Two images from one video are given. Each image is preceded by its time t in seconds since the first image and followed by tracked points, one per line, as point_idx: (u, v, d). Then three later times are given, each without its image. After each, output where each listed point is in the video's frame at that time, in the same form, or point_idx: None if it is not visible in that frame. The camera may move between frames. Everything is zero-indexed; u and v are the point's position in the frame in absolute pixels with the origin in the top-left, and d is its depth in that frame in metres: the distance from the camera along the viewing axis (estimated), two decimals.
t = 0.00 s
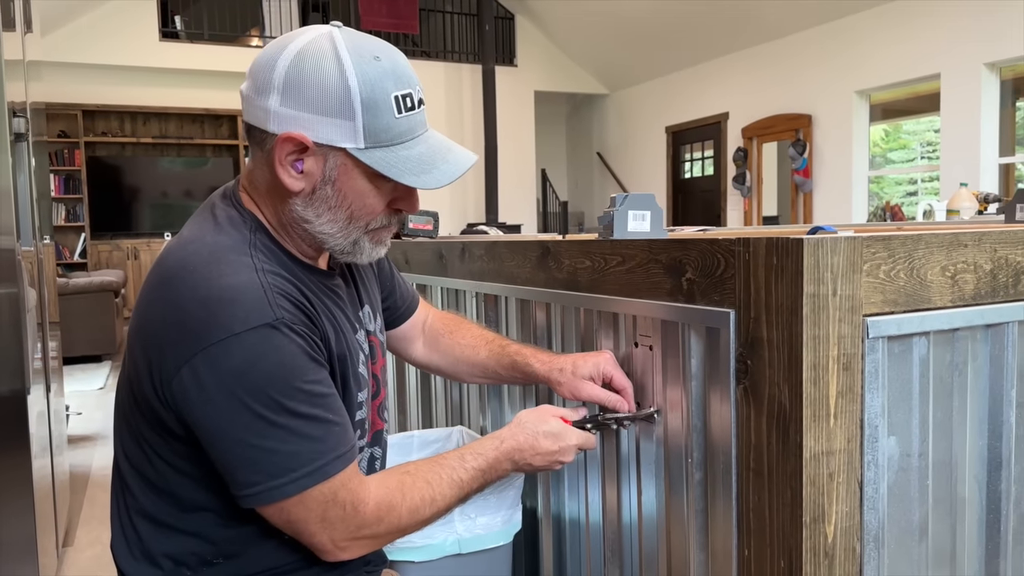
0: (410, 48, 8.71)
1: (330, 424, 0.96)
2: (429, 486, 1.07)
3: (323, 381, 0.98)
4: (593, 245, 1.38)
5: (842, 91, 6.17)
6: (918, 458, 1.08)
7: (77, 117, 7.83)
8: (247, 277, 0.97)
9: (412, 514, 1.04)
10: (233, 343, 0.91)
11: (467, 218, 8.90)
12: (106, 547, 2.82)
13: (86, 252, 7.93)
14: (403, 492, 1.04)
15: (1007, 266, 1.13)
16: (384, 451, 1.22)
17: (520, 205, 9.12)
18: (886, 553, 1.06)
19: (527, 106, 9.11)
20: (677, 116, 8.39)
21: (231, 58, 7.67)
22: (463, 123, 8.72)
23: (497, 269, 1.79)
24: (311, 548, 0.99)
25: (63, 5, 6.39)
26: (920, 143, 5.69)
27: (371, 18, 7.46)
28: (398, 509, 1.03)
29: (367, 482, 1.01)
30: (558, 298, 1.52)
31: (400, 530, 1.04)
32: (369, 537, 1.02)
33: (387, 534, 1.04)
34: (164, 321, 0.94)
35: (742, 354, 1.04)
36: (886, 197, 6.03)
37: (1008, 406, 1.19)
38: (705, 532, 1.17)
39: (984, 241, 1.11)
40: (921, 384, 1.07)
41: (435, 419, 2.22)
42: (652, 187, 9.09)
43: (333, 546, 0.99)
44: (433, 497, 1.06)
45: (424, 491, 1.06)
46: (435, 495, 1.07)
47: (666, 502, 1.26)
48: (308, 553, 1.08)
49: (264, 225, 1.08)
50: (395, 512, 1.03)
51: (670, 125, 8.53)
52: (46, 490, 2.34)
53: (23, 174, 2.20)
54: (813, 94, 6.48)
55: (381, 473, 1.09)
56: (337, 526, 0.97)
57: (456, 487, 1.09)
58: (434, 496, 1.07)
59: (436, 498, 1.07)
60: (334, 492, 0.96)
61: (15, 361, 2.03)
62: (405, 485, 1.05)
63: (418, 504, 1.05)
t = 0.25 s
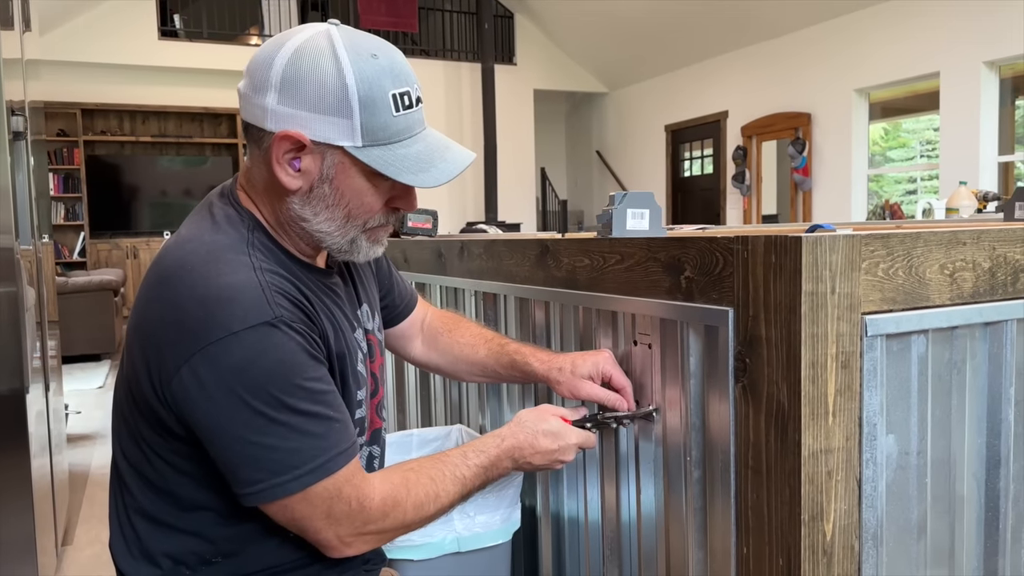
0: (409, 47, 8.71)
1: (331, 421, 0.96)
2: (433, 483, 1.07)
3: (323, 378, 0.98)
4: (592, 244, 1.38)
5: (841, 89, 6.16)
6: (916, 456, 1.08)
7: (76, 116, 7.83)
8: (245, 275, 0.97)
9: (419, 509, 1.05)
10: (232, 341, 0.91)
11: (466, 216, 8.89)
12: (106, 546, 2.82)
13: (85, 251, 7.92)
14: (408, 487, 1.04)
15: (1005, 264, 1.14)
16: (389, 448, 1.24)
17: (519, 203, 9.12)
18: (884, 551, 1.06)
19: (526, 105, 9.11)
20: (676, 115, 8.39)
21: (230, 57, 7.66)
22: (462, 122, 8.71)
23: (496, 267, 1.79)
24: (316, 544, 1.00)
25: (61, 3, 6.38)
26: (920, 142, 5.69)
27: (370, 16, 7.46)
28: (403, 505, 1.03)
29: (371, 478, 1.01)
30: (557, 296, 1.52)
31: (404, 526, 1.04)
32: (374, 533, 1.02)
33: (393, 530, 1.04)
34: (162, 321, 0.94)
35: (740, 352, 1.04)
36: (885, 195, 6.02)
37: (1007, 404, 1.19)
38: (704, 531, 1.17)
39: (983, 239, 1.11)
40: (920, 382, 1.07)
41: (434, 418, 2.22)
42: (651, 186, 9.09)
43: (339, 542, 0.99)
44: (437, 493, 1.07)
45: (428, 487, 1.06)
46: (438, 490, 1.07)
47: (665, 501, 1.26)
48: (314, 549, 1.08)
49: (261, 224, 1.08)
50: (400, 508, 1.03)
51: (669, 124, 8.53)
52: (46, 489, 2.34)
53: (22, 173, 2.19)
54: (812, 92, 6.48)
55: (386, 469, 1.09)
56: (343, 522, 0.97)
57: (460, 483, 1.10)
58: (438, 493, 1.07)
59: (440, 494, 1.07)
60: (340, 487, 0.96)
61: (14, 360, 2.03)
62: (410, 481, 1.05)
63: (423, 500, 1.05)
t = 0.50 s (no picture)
0: (409, 46, 8.70)
1: (332, 418, 0.96)
2: (437, 480, 1.07)
3: (323, 376, 0.98)
4: (592, 242, 1.38)
5: (841, 88, 6.16)
6: (916, 454, 1.08)
7: (76, 115, 7.83)
8: (244, 274, 0.97)
9: (424, 505, 1.05)
10: (233, 340, 0.91)
11: (466, 215, 8.89)
12: (106, 544, 2.82)
13: (85, 250, 7.92)
14: (412, 484, 1.05)
15: (1005, 262, 1.14)
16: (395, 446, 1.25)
17: (519, 202, 9.12)
18: (884, 549, 1.06)
19: (526, 103, 9.10)
20: (676, 114, 8.39)
21: (229, 56, 7.65)
22: (462, 120, 8.71)
23: (496, 266, 1.79)
24: (321, 540, 1.00)
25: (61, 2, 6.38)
26: (920, 141, 5.69)
27: (370, 15, 7.46)
28: (407, 501, 1.03)
29: (375, 474, 1.01)
30: (557, 295, 1.52)
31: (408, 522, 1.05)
32: (379, 529, 1.02)
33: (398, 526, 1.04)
34: (162, 320, 0.94)
35: (740, 350, 1.04)
36: (885, 194, 6.03)
37: (1007, 402, 1.19)
38: (704, 529, 1.17)
39: (983, 237, 1.11)
40: (919, 380, 1.07)
41: (434, 416, 2.22)
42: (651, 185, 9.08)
43: (343, 538, 0.99)
44: (441, 490, 1.07)
45: (432, 483, 1.06)
46: (442, 487, 1.07)
47: (665, 499, 1.26)
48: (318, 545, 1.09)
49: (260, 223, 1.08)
50: (405, 504, 1.03)
51: (669, 123, 8.53)
52: (46, 488, 2.34)
53: (21, 172, 2.19)
54: (811, 91, 6.47)
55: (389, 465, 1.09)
56: (347, 518, 0.97)
57: (463, 480, 1.10)
58: (442, 489, 1.07)
59: (444, 490, 1.07)
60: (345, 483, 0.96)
61: (14, 359, 2.03)
62: (413, 478, 1.06)
63: (427, 496, 1.05)
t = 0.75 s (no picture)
0: (408, 44, 8.70)
1: (332, 416, 0.96)
2: (437, 477, 1.08)
3: (323, 373, 0.98)
4: (593, 241, 1.38)
5: (840, 87, 6.16)
6: (916, 452, 1.08)
7: (75, 113, 7.82)
8: (244, 273, 0.97)
9: (425, 501, 1.05)
10: (233, 339, 0.91)
11: (465, 214, 8.89)
12: (106, 543, 2.82)
13: (85, 248, 7.92)
14: (412, 482, 1.05)
15: (1005, 261, 1.14)
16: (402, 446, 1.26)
17: (518, 201, 9.12)
18: (884, 547, 1.06)
19: (526, 102, 9.10)
20: (676, 112, 8.39)
21: (228, 54, 7.65)
22: (461, 119, 8.71)
23: (496, 265, 1.79)
24: (322, 538, 1.00)
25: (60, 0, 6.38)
26: (919, 139, 5.70)
27: (370, 14, 7.45)
28: (409, 498, 1.03)
29: (375, 472, 1.02)
30: (558, 293, 1.52)
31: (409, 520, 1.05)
32: (380, 526, 1.02)
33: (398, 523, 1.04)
34: (162, 319, 0.94)
35: (740, 349, 1.04)
36: (885, 193, 6.03)
37: (1007, 400, 1.19)
38: (704, 528, 1.17)
39: (983, 235, 1.11)
40: (920, 378, 1.07)
41: (434, 415, 2.22)
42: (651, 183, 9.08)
43: (344, 535, 0.99)
44: (442, 487, 1.07)
45: (432, 481, 1.07)
46: (442, 484, 1.07)
47: (664, 497, 1.26)
48: (318, 543, 1.09)
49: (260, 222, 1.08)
50: (405, 502, 1.03)
51: (668, 121, 8.53)
52: (46, 486, 2.34)
53: (21, 170, 2.19)
54: (811, 90, 6.47)
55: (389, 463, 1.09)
56: (348, 516, 0.97)
57: (463, 477, 1.10)
58: (442, 487, 1.07)
59: (444, 487, 1.08)
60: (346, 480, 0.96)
61: (14, 357, 2.03)
62: (414, 475, 1.06)
63: (427, 493, 1.06)
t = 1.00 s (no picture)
0: (408, 43, 8.69)
1: (335, 414, 0.96)
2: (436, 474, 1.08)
3: (325, 371, 0.98)
4: (593, 239, 1.37)
5: (840, 86, 6.16)
6: (916, 450, 1.08)
7: (75, 112, 7.82)
8: (246, 270, 0.97)
9: (424, 499, 1.05)
10: (235, 336, 0.91)
11: (465, 212, 8.88)
12: (106, 542, 2.82)
13: (84, 247, 7.91)
14: (411, 480, 1.05)
15: (1006, 258, 1.14)
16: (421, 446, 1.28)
17: (518, 199, 9.11)
18: (884, 545, 1.06)
19: (525, 101, 9.09)
20: (675, 111, 8.39)
21: (228, 53, 7.64)
22: (461, 118, 8.70)
23: (496, 263, 1.79)
24: (321, 535, 1.00)
25: None
26: (919, 138, 5.70)
27: (369, 12, 7.44)
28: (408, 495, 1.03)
29: (375, 470, 1.02)
30: (557, 291, 1.51)
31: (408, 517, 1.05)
32: (379, 524, 1.02)
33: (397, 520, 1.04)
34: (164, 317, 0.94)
35: (741, 347, 1.04)
36: (885, 191, 6.03)
37: (1007, 399, 1.19)
38: (704, 525, 1.17)
39: (983, 233, 1.11)
40: (920, 377, 1.07)
41: (434, 414, 2.22)
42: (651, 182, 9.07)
43: (343, 533, 0.99)
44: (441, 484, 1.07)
45: (431, 479, 1.07)
46: (442, 482, 1.07)
47: (664, 495, 1.26)
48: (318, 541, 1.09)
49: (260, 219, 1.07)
50: (403, 499, 1.03)
51: (668, 120, 8.53)
52: (46, 485, 2.34)
53: (20, 169, 2.19)
54: (811, 89, 6.47)
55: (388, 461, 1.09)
56: (348, 513, 0.97)
57: (462, 475, 1.10)
58: (442, 485, 1.07)
59: (443, 485, 1.08)
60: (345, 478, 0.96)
61: (14, 356, 2.03)
62: (413, 473, 1.06)
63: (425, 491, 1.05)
